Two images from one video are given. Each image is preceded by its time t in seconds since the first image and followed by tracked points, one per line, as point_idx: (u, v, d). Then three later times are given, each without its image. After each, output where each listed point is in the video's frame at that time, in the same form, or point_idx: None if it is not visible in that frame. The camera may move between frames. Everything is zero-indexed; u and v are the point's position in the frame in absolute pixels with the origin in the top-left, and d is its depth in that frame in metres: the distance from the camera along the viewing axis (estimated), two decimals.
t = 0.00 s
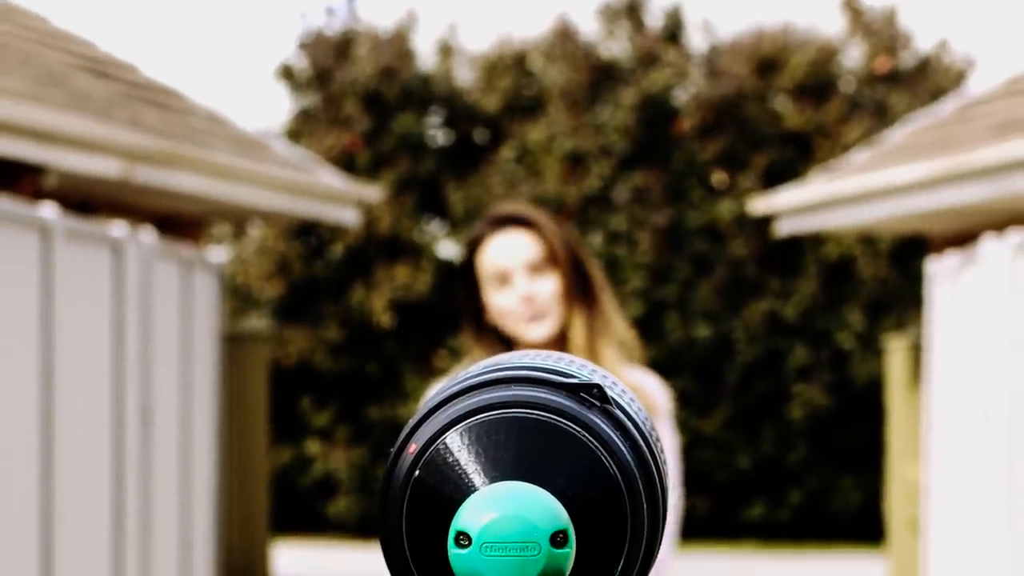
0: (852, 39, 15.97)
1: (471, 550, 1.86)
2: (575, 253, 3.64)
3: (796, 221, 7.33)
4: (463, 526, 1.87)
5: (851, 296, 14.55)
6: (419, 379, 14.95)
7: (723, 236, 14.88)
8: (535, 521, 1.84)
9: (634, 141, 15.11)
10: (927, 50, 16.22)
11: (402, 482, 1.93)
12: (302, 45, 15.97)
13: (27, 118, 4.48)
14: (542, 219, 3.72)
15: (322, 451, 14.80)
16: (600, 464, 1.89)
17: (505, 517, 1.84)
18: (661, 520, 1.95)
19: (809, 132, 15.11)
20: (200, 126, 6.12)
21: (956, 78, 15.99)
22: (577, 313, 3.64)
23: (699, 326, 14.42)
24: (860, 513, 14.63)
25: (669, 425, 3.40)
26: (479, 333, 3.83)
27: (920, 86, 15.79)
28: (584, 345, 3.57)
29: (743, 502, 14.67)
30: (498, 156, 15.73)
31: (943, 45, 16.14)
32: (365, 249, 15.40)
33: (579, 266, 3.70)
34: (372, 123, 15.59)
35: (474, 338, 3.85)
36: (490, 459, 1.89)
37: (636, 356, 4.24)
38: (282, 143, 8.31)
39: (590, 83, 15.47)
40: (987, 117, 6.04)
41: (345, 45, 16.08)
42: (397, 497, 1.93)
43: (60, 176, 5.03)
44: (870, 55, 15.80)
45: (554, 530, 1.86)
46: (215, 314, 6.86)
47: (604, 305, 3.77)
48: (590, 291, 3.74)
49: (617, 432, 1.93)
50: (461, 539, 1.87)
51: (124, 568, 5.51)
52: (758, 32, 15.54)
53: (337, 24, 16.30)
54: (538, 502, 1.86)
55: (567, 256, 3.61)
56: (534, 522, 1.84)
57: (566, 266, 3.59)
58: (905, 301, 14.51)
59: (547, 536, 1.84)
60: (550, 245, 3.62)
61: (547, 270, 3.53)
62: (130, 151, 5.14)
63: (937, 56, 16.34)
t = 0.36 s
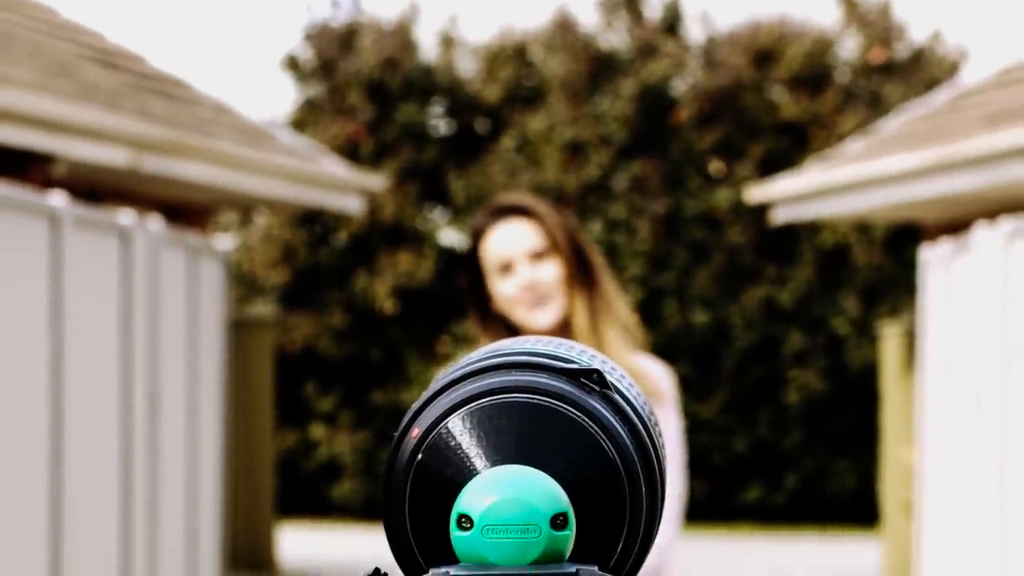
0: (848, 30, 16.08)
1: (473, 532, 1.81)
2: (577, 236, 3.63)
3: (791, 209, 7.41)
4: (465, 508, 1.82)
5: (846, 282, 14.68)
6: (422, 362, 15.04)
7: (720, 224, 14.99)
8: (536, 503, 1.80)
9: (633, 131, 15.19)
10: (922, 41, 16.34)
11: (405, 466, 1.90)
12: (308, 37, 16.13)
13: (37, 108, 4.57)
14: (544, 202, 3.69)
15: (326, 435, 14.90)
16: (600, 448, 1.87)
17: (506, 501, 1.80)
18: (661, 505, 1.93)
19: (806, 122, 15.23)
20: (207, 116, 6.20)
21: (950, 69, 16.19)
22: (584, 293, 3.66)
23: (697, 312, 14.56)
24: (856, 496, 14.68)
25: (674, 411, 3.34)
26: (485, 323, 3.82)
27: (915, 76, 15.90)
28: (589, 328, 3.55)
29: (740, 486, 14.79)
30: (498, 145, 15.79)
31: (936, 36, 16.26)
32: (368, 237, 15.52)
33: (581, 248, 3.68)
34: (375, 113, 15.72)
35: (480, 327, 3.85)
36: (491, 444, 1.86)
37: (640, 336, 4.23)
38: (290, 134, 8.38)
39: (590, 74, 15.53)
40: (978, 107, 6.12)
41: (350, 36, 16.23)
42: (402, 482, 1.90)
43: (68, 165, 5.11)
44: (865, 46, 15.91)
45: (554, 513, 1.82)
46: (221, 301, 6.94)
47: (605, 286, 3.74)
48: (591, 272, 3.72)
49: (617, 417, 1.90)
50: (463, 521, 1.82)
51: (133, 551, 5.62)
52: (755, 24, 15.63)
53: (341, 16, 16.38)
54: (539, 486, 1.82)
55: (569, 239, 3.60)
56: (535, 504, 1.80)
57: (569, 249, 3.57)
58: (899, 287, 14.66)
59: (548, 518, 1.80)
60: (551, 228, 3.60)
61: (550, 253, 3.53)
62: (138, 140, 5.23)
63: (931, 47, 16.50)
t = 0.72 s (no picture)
0: (842, 19, 16.10)
1: (475, 513, 1.71)
2: (595, 228, 3.42)
3: (789, 196, 7.49)
4: (467, 490, 1.72)
5: (840, 269, 14.86)
6: (424, 345, 15.17)
7: (717, 211, 15.08)
8: (536, 485, 1.70)
9: (631, 120, 15.29)
10: (914, 31, 16.44)
11: (408, 448, 1.76)
12: (314, 26, 16.21)
13: (45, 97, 4.67)
14: (562, 193, 3.50)
15: (331, 417, 15.07)
16: (599, 434, 1.73)
17: (507, 483, 1.69)
18: (659, 491, 1.80)
19: (800, 110, 15.28)
20: (213, 105, 6.28)
21: (943, 59, 16.35)
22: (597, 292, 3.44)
23: (694, 298, 14.66)
24: (849, 477, 15.00)
25: (676, 399, 3.24)
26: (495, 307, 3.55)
27: (908, 66, 16.02)
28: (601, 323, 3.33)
29: (737, 467, 15.00)
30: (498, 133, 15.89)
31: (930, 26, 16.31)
32: (371, 223, 15.61)
33: (597, 243, 3.48)
34: (379, 102, 15.80)
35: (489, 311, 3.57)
36: (491, 428, 1.73)
37: (647, 321, 4.09)
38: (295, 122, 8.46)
39: (589, 63, 15.59)
40: (970, 96, 6.20)
41: (356, 26, 16.28)
42: (396, 465, 1.78)
43: (77, 152, 5.20)
44: (859, 36, 15.97)
45: (554, 494, 1.71)
46: (227, 286, 7.04)
47: (621, 285, 3.55)
48: (607, 267, 3.52)
49: (616, 401, 1.76)
50: (465, 503, 1.72)
51: (144, 530, 5.74)
52: (752, 14, 15.67)
53: (346, 5, 16.43)
54: (538, 468, 1.71)
55: (587, 229, 3.39)
56: (535, 486, 1.70)
57: (585, 241, 3.37)
58: (892, 273, 14.84)
59: (548, 500, 1.70)
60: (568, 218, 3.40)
61: (565, 244, 3.32)
62: (145, 128, 5.33)
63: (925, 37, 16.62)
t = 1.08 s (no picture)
0: (837, 9, 16.14)
1: (477, 493, 1.72)
2: (596, 218, 3.48)
3: (784, 181, 7.57)
4: (469, 470, 1.72)
5: (835, 254, 14.99)
6: (427, 329, 15.29)
7: (714, 197, 15.24)
8: (537, 465, 1.71)
9: (630, 108, 15.38)
10: (906, 22, 16.57)
11: (412, 430, 1.79)
12: (320, 17, 16.32)
13: (55, 85, 4.79)
14: (565, 183, 3.56)
15: (336, 399, 15.20)
16: (598, 414, 1.76)
17: (507, 463, 1.71)
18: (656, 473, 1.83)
19: (795, 99, 15.40)
20: (223, 94, 6.39)
21: (935, 48, 16.49)
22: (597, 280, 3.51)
23: (692, 282, 14.83)
24: (844, 457, 15.13)
25: (673, 380, 3.30)
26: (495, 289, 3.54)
27: (900, 55, 16.21)
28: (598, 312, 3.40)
29: (732, 449, 15.13)
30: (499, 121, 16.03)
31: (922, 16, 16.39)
32: (376, 209, 15.74)
33: (599, 232, 3.54)
34: (384, 90, 15.90)
35: (487, 294, 3.57)
36: (493, 408, 1.75)
37: (645, 305, 4.12)
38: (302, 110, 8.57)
39: (588, 52, 15.65)
40: (963, 84, 6.30)
41: (361, 16, 16.37)
42: (401, 445, 1.80)
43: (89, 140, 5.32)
44: (853, 26, 16.11)
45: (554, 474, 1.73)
46: (235, 271, 7.14)
47: (620, 275, 3.62)
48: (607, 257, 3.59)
49: (615, 383, 1.79)
50: (467, 484, 1.73)
51: (154, 509, 5.87)
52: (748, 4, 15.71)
53: None
54: (538, 447, 1.72)
55: (588, 220, 3.46)
56: (536, 466, 1.70)
57: (585, 230, 3.43)
58: (885, 259, 15.00)
59: (548, 480, 1.71)
60: (570, 208, 3.46)
61: (566, 233, 3.39)
62: (155, 116, 5.43)
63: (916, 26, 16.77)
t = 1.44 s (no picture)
0: None
1: (480, 472, 1.75)
2: (589, 203, 3.60)
3: (778, 167, 7.67)
4: (471, 450, 1.75)
5: (829, 237, 15.12)
6: (431, 312, 15.43)
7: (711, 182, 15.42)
8: (538, 445, 1.73)
9: (629, 95, 15.62)
10: (899, 11, 16.62)
11: (415, 410, 1.81)
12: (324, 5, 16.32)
13: (67, 73, 4.91)
14: (559, 168, 3.67)
15: (341, 379, 15.39)
16: (598, 395, 1.79)
17: (508, 443, 1.73)
18: (654, 449, 1.86)
19: (791, 86, 15.60)
20: (231, 82, 6.51)
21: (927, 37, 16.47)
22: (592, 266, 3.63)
23: (688, 265, 14.95)
24: (837, 437, 15.42)
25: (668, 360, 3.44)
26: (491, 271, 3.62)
27: (892, 44, 16.27)
28: (595, 295, 3.53)
29: (729, 428, 15.42)
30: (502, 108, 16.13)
31: (914, 5, 16.45)
32: (380, 193, 15.89)
33: (594, 214, 3.65)
34: (388, 78, 16.05)
35: (486, 277, 3.64)
36: (495, 390, 1.78)
37: (636, 285, 4.20)
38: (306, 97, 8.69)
39: (587, 41, 15.82)
40: (955, 72, 6.41)
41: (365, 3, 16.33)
42: (404, 425, 1.82)
43: (99, 126, 5.44)
44: (846, 15, 16.16)
45: (555, 453, 1.76)
46: (242, 255, 7.25)
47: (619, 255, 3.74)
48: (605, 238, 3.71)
49: (616, 364, 1.82)
50: (469, 463, 1.75)
51: (164, 488, 6.02)
52: None
53: None
54: (539, 428, 1.75)
55: (582, 206, 3.57)
56: (537, 446, 1.73)
57: (579, 215, 3.55)
58: (878, 243, 15.09)
59: (549, 460, 1.74)
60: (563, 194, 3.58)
61: (560, 219, 3.51)
62: (164, 103, 5.55)
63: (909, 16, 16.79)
